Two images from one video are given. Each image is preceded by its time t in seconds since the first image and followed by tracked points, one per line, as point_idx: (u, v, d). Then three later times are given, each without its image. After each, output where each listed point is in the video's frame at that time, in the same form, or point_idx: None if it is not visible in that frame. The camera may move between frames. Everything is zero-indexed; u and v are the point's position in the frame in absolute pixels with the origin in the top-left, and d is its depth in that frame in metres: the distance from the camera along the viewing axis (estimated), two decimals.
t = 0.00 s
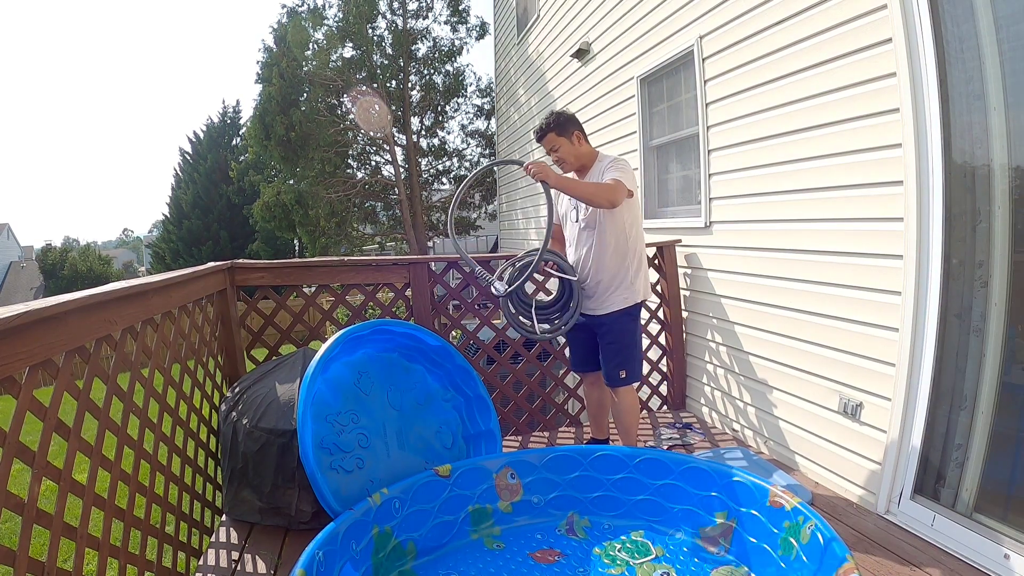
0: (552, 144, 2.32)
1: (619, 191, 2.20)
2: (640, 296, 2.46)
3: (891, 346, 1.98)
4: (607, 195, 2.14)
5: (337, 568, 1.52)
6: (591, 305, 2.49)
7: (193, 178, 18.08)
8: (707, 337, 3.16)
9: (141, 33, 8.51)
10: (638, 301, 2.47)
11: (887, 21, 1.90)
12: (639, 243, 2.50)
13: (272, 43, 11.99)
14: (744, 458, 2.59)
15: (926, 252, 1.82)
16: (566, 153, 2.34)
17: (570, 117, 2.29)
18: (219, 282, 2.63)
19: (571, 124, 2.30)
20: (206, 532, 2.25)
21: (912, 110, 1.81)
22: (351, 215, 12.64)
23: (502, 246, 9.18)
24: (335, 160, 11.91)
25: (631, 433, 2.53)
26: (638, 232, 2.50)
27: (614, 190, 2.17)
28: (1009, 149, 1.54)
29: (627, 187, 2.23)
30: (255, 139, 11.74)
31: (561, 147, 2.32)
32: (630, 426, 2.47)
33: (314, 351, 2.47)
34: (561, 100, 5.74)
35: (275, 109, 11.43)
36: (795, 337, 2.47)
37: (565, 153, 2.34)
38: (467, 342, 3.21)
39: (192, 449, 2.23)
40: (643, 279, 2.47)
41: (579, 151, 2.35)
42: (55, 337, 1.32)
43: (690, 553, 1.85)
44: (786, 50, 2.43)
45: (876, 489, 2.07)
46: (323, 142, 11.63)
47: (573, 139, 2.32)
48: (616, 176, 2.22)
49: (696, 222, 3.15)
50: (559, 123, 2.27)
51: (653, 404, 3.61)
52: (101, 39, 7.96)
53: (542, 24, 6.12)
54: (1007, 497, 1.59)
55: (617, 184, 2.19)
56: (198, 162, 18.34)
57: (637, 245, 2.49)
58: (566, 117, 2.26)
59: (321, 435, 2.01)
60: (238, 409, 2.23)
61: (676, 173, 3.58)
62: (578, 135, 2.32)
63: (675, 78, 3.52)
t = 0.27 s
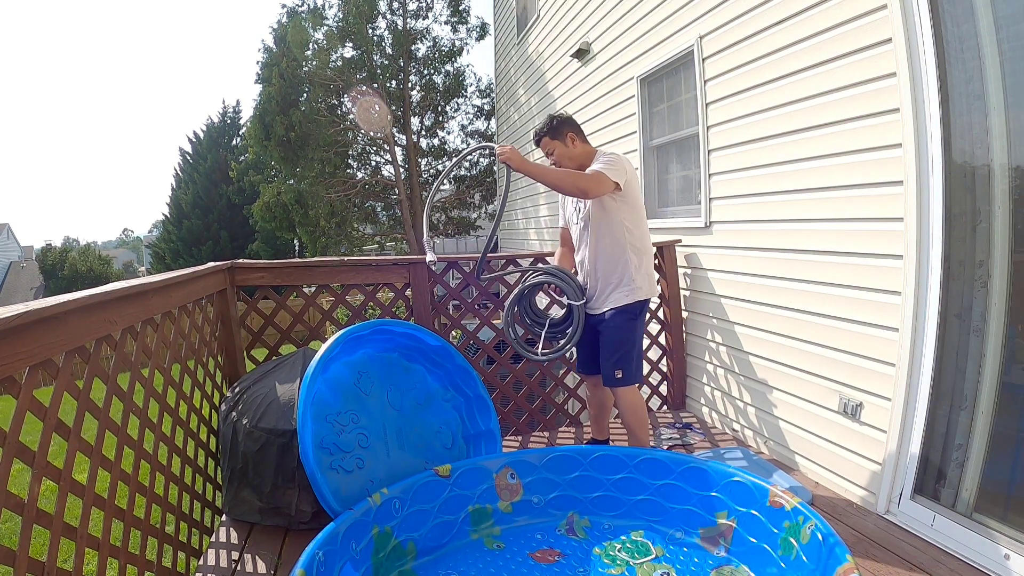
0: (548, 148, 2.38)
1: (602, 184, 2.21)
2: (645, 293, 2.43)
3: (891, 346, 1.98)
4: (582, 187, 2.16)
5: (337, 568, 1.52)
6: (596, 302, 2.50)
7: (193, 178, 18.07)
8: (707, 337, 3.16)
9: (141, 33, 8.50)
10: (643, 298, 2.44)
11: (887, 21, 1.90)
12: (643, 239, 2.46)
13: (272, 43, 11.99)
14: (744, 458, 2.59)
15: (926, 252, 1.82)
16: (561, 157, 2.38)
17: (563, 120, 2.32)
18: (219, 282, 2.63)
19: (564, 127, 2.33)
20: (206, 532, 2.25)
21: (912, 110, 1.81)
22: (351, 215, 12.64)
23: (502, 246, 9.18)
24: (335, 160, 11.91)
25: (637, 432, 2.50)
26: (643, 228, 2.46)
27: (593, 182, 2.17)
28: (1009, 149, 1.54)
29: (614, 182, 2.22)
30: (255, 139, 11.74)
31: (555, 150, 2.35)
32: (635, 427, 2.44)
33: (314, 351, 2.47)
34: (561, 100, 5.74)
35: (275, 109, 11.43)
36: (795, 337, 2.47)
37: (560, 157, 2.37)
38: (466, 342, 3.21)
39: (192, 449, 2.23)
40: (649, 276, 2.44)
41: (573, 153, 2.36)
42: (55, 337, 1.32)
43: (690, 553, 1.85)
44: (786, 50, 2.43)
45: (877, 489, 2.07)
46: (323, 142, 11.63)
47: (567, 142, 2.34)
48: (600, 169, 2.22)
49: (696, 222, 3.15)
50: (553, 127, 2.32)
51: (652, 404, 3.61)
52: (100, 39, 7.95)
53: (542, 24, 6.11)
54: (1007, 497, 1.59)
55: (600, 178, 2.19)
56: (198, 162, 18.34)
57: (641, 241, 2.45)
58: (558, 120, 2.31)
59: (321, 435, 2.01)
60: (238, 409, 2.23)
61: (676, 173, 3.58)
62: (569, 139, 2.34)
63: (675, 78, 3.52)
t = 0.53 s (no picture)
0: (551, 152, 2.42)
1: (586, 184, 2.17)
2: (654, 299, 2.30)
3: (891, 346, 1.98)
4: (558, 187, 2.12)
5: (338, 568, 1.51)
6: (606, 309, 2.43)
7: (193, 178, 18.07)
8: (707, 337, 3.16)
9: (141, 34, 8.50)
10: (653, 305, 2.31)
11: (887, 21, 1.90)
12: (652, 242, 2.35)
13: (272, 43, 11.98)
14: (744, 458, 2.59)
15: (926, 252, 1.82)
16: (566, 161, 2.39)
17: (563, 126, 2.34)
18: (219, 281, 2.63)
19: (564, 133, 2.34)
20: (206, 532, 2.25)
21: (912, 110, 1.81)
22: (350, 215, 12.64)
23: (502, 246, 9.19)
24: (335, 160, 11.92)
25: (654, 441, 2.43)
26: (651, 230, 2.35)
27: (574, 181, 2.14)
28: (1009, 149, 1.53)
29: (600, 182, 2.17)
30: (255, 139, 11.74)
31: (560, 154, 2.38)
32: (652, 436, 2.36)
33: (314, 351, 2.47)
34: (561, 100, 5.74)
35: (276, 110, 11.43)
36: (795, 338, 2.47)
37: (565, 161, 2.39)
38: (466, 342, 3.21)
39: (192, 449, 2.23)
40: (657, 284, 2.31)
41: (571, 158, 2.38)
42: (55, 337, 1.32)
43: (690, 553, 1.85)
44: (786, 50, 2.43)
45: (877, 489, 2.07)
46: (323, 142, 11.63)
47: (567, 147, 2.36)
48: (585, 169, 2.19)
49: (696, 222, 3.15)
50: (557, 132, 2.36)
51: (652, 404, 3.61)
52: (100, 39, 7.95)
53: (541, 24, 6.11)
54: (1006, 497, 1.59)
55: (581, 178, 2.16)
56: (198, 161, 18.34)
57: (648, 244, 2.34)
58: (559, 125, 2.34)
59: (321, 435, 2.01)
60: (238, 409, 2.23)
61: (676, 173, 3.58)
62: (568, 145, 2.35)
63: (675, 78, 3.52)
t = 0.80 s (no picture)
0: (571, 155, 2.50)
1: (583, 192, 2.17)
2: (663, 304, 2.23)
3: (891, 346, 1.98)
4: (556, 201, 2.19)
5: (337, 568, 1.51)
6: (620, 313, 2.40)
7: (193, 178, 18.07)
8: (707, 338, 3.16)
9: (141, 34, 8.50)
10: (662, 311, 2.24)
11: (887, 20, 1.90)
12: (662, 245, 2.27)
13: (272, 43, 11.98)
14: (744, 458, 2.59)
15: (926, 252, 1.82)
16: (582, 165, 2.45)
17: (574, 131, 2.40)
18: (219, 282, 2.63)
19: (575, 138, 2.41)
20: (206, 532, 2.25)
21: (912, 110, 1.81)
22: (351, 215, 12.64)
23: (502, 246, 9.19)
24: (335, 160, 11.92)
25: (658, 446, 2.42)
26: (661, 233, 2.27)
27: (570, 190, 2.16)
28: (1008, 149, 1.53)
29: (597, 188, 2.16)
30: (255, 139, 11.74)
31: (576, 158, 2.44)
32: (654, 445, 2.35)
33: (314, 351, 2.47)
34: (561, 100, 5.74)
35: (276, 110, 11.43)
36: (795, 338, 2.47)
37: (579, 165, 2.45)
38: (466, 342, 3.21)
39: (192, 449, 2.23)
40: (667, 288, 2.24)
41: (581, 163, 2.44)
42: (55, 338, 1.32)
43: (690, 553, 1.85)
44: (786, 50, 2.43)
45: (877, 489, 2.07)
46: (323, 142, 11.63)
47: (578, 154, 2.42)
48: (582, 176, 2.19)
49: (696, 222, 3.15)
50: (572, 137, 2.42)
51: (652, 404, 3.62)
52: (100, 39, 7.94)
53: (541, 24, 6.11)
54: (1006, 497, 1.59)
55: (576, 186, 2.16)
56: (198, 162, 18.33)
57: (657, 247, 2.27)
58: (573, 129, 2.41)
59: (321, 435, 2.01)
60: (238, 409, 2.23)
61: (676, 173, 3.58)
62: (579, 151, 2.42)
63: (675, 78, 3.52)
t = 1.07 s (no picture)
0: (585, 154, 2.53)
1: (587, 191, 2.19)
2: (666, 302, 2.22)
3: (891, 347, 1.98)
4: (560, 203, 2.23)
5: (337, 568, 1.51)
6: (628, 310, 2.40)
7: (193, 178, 18.08)
8: (707, 338, 3.16)
9: (141, 33, 8.50)
10: (665, 308, 2.23)
11: (887, 21, 1.91)
12: (666, 242, 2.25)
13: (272, 43, 11.98)
14: (744, 458, 2.59)
15: (926, 252, 1.82)
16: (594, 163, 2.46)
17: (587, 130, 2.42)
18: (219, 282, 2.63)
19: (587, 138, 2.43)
20: (206, 532, 2.25)
21: (912, 110, 1.81)
22: (351, 215, 12.64)
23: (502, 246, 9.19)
24: (335, 160, 11.92)
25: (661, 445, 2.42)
26: (665, 230, 2.26)
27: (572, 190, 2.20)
28: (1009, 149, 1.53)
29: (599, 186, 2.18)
30: (255, 139, 11.74)
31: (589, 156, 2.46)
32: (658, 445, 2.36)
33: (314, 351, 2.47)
34: (561, 100, 5.75)
35: (276, 109, 11.43)
36: (795, 338, 2.47)
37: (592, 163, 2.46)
38: (466, 342, 3.20)
39: (192, 449, 2.23)
40: (672, 285, 2.22)
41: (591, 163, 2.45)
42: (55, 338, 1.32)
43: (690, 553, 1.85)
44: (786, 50, 2.43)
45: (876, 489, 2.07)
46: (323, 142, 11.63)
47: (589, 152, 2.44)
48: (586, 175, 2.22)
49: (696, 222, 3.15)
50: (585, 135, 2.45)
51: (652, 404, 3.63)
52: (100, 39, 7.95)
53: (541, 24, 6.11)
54: (1006, 497, 1.60)
55: (580, 186, 2.19)
56: (198, 162, 18.33)
57: (660, 245, 2.25)
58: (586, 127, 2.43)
59: (321, 435, 2.01)
60: (238, 409, 2.23)
61: (676, 174, 3.59)
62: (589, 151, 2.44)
63: (675, 79, 3.52)
